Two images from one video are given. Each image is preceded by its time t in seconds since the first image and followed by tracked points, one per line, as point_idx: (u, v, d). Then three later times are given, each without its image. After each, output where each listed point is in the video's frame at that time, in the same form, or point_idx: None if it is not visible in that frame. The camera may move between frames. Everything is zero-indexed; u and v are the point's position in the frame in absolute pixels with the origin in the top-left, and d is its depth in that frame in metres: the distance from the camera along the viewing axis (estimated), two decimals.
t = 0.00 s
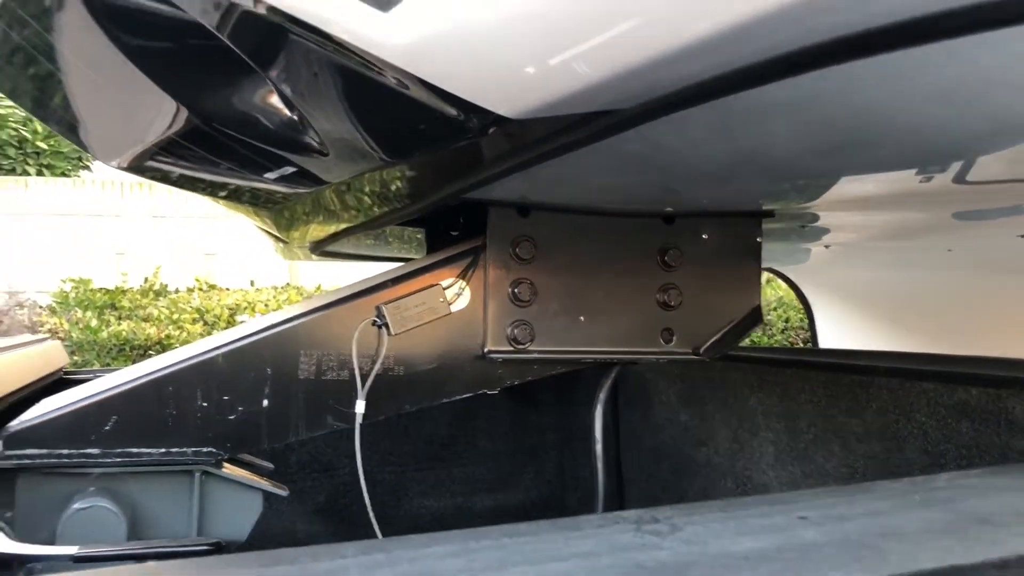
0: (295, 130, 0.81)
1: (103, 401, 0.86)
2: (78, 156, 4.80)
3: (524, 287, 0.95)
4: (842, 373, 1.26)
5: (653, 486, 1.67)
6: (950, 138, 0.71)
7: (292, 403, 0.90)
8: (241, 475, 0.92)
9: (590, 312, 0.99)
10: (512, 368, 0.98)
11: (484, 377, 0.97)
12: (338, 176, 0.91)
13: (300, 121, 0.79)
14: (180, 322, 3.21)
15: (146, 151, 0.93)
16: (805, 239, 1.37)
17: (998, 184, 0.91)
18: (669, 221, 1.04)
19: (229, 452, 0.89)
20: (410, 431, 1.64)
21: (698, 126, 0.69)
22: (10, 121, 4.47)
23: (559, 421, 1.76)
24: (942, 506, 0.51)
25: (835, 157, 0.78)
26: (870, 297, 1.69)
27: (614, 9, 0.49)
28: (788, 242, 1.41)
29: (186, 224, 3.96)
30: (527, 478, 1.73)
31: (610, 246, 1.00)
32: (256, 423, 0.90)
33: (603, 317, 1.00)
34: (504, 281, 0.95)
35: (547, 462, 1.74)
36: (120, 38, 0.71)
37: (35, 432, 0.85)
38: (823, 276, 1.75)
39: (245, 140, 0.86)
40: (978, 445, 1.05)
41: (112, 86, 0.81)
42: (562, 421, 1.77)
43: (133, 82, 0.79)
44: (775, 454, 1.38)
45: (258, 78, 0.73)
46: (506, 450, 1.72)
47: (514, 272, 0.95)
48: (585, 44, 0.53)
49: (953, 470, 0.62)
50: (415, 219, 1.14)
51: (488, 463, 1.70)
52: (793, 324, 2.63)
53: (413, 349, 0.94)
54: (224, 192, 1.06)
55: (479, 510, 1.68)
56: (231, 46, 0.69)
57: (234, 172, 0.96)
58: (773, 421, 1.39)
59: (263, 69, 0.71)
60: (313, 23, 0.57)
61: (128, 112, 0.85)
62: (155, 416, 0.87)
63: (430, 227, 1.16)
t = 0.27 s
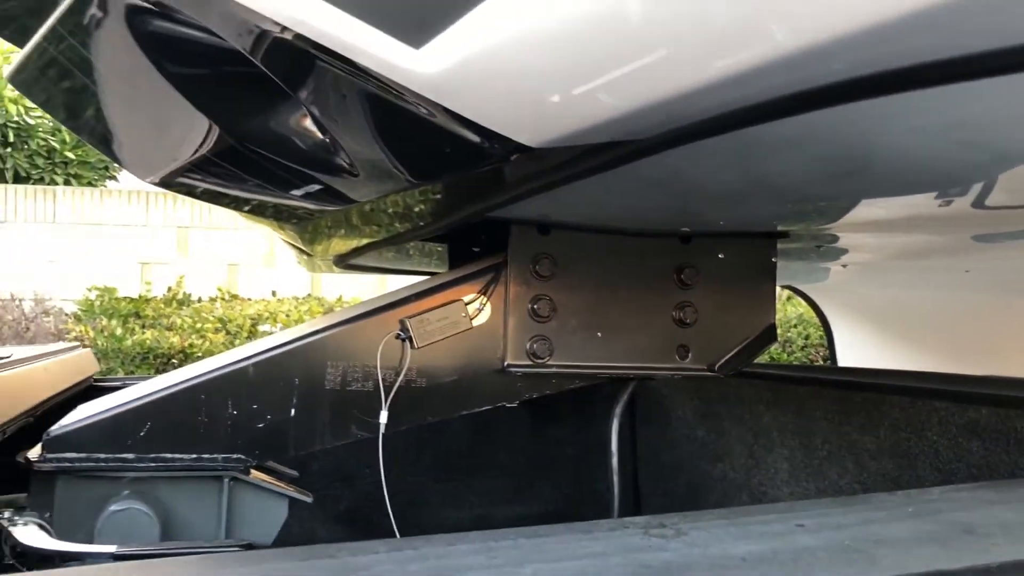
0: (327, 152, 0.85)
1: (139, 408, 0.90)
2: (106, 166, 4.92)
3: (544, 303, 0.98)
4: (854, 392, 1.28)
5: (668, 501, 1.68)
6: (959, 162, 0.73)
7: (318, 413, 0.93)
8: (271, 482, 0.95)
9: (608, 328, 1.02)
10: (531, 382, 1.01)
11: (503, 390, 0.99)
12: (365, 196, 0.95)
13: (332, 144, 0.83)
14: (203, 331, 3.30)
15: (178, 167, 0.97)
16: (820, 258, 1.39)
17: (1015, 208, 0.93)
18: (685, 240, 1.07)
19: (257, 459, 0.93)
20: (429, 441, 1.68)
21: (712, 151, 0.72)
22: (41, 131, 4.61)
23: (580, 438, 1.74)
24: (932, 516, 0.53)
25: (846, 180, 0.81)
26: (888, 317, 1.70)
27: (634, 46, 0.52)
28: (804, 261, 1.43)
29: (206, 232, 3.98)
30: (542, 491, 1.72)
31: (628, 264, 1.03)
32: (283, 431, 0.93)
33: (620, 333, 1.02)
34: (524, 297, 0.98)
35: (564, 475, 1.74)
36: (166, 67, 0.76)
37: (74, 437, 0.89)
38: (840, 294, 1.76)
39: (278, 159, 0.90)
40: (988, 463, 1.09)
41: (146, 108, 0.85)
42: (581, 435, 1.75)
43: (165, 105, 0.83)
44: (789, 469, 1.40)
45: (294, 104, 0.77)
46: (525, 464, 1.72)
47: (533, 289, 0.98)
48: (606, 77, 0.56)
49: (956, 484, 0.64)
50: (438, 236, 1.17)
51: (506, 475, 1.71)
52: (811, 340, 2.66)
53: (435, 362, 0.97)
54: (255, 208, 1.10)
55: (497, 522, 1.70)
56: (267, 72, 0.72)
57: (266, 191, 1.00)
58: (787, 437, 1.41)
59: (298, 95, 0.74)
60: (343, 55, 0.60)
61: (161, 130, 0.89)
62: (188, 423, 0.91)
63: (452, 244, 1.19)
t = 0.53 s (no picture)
0: (364, 173, 0.90)
1: (178, 413, 0.95)
2: (129, 174, 5.02)
3: (564, 319, 1.02)
4: (864, 410, 1.30)
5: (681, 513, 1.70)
6: (967, 192, 0.77)
7: (347, 421, 0.98)
8: (298, 485, 1.00)
9: (626, 344, 1.05)
10: (551, 395, 1.04)
11: (523, 403, 1.03)
12: (394, 215, 1.00)
13: (368, 166, 0.88)
14: (223, 339, 3.37)
15: (211, 185, 1.03)
16: (834, 279, 1.42)
17: None
18: (702, 260, 1.11)
19: (288, 464, 0.97)
20: (449, 450, 1.73)
21: (730, 179, 0.76)
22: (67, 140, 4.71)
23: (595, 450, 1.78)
24: (931, 525, 0.56)
25: (858, 207, 0.84)
26: (901, 336, 1.72)
27: (657, 87, 0.56)
28: (818, 281, 1.46)
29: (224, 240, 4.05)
30: (558, 503, 1.76)
31: (646, 283, 1.07)
32: (313, 439, 0.97)
33: (638, 349, 1.06)
34: (545, 313, 1.02)
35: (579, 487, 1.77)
36: (216, 94, 0.81)
37: (116, 440, 0.93)
38: (854, 313, 1.78)
39: (314, 179, 0.94)
40: (993, 481, 1.11)
41: (189, 131, 0.91)
42: (597, 447, 1.78)
43: (208, 132, 0.89)
44: (800, 484, 1.42)
45: (334, 128, 0.82)
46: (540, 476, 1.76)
47: (554, 305, 1.02)
48: (630, 111, 0.60)
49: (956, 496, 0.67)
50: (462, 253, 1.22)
51: (522, 486, 1.75)
52: (824, 359, 2.68)
53: (459, 374, 1.01)
54: (287, 224, 1.15)
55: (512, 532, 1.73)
56: (307, 97, 0.77)
57: (299, 209, 1.05)
58: (799, 453, 1.43)
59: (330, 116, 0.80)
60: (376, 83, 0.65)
61: (199, 152, 0.95)
62: (224, 429, 0.96)
63: (475, 260, 1.23)
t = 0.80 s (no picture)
0: (395, 194, 0.95)
1: (211, 421, 0.99)
2: (147, 185, 5.10)
3: (581, 335, 1.06)
4: (871, 428, 1.34)
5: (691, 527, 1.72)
6: (973, 218, 0.80)
7: (372, 430, 1.02)
8: (325, 493, 1.04)
9: (641, 360, 1.08)
10: (568, 408, 1.08)
11: (542, 416, 1.07)
12: (419, 234, 1.04)
13: (398, 186, 0.92)
14: (238, 350, 3.43)
15: (240, 205, 1.08)
16: (844, 298, 1.44)
17: None
18: (715, 280, 1.14)
19: (315, 472, 1.01)
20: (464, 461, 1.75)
21: (745, 205, 0.79)
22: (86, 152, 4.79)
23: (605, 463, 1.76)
24: (935, 534, 0.59)
25: (868, 231, 0.87)
26: (910, 355, 1.74)
27: (676, 120, 0.59)
28: (828, 301, 1.49)
29: (240, 251, 4.12)
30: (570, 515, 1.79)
31: (660, 300, 1.10)
32: (339, 448, 1.01)
33: (652, 365, 1.09)
34: (562, 329, 1.06)
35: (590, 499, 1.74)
36: (255, 119, 0.85)
37: (151, 446, 0.97)
38: (864, 332, 1.81)
39: (344, 198, 0.99)
40: (996, 498, 1.15)
41: (220, 153, 0.96)
42: (608, 460, 1.76)
43: (241, 155, 0.94)
44: (809, 500, 1.45)
45: (367, 151, 0.87)
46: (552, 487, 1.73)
47: (572, 321, 1.06)
48: (650, 140, 0.63)
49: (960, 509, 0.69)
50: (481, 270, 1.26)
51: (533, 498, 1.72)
52: (833, 377, 2.70)
53: (479, 387, 1.05)
54: (313, 240, 1.19)
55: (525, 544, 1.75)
56: (344, 122, 0.82)
57: (327, 227, 1.09)
58: (808, 469, 1.46)
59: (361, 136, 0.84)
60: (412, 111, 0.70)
61: (230, 174, 1.00)
62: (255, 437, 1.00)
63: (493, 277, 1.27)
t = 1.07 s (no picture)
0: (428, 217, 0.99)
1: (247, 433, 1.03)
2: (166, 199, 5.17)
3: (602, 351, 1.09)
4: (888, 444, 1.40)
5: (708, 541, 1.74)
6: (984, 241, 0.83)
7: (401, 443, 1.05)
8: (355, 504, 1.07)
9: (660, 376, 1.11)
10: (590, 424, 1.10)
11: (564, 430, 1.10)
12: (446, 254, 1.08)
13: (430, 210, 0.97)
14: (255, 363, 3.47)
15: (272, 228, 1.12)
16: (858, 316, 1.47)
17: None
18: (733, 298, 1.17)
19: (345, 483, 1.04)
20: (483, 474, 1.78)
21: (763, 230, 0.82)
22: (105, 165, 4.84)
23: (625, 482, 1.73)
24: (949, 545, 0.62)
25: (883, 253, 0.90)
26: (925, 372, 1.76)
27: (697, 153, 0.63)
28: (842, 319, 1.51)
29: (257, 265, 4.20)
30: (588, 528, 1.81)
31: (679, 318, 1.13)
32: (369, 460, 1.05)
33: (672, 381, 1.12)
34: (584, 345, 1.08)
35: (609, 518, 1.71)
36: (295, 147, 0.90)
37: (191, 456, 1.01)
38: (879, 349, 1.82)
39: (375, 219, 1.03)
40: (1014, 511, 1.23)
41: (254, 180, 1.00)
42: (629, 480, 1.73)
43: (275, 181, 0.98)
44: (824, 514, 1.49)
45: (402, 176, 0.91)
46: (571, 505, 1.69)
47: (594, 338, 1.09)
48: (674, 170, 0.67)
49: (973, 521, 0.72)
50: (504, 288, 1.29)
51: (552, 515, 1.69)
52: (847, 392, 2.71)
53: (504, 401, 1.08)
54: (341, 258, 1.23)
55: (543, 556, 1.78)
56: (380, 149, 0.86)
57: (357, 248, 1.13)
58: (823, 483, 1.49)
59: (393, 159, 0.88)
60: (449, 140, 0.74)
61: (264, 200, 1.04)
62: (288, 449, 1.04)
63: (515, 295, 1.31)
